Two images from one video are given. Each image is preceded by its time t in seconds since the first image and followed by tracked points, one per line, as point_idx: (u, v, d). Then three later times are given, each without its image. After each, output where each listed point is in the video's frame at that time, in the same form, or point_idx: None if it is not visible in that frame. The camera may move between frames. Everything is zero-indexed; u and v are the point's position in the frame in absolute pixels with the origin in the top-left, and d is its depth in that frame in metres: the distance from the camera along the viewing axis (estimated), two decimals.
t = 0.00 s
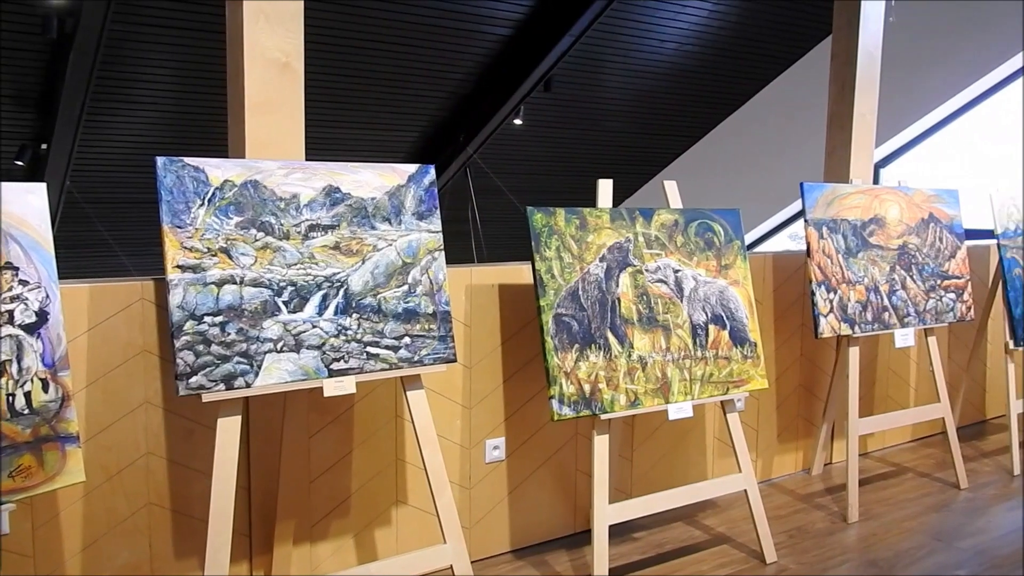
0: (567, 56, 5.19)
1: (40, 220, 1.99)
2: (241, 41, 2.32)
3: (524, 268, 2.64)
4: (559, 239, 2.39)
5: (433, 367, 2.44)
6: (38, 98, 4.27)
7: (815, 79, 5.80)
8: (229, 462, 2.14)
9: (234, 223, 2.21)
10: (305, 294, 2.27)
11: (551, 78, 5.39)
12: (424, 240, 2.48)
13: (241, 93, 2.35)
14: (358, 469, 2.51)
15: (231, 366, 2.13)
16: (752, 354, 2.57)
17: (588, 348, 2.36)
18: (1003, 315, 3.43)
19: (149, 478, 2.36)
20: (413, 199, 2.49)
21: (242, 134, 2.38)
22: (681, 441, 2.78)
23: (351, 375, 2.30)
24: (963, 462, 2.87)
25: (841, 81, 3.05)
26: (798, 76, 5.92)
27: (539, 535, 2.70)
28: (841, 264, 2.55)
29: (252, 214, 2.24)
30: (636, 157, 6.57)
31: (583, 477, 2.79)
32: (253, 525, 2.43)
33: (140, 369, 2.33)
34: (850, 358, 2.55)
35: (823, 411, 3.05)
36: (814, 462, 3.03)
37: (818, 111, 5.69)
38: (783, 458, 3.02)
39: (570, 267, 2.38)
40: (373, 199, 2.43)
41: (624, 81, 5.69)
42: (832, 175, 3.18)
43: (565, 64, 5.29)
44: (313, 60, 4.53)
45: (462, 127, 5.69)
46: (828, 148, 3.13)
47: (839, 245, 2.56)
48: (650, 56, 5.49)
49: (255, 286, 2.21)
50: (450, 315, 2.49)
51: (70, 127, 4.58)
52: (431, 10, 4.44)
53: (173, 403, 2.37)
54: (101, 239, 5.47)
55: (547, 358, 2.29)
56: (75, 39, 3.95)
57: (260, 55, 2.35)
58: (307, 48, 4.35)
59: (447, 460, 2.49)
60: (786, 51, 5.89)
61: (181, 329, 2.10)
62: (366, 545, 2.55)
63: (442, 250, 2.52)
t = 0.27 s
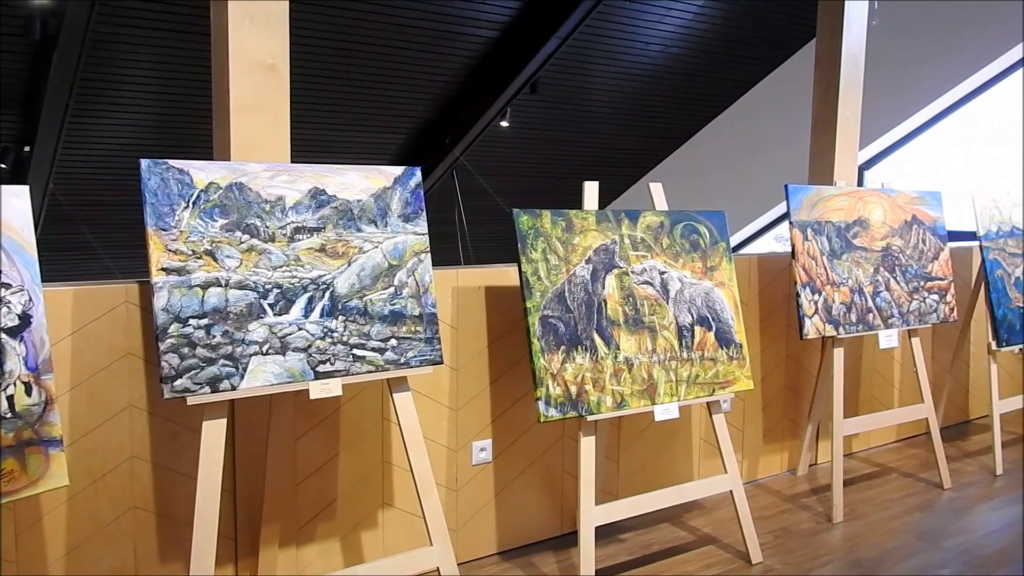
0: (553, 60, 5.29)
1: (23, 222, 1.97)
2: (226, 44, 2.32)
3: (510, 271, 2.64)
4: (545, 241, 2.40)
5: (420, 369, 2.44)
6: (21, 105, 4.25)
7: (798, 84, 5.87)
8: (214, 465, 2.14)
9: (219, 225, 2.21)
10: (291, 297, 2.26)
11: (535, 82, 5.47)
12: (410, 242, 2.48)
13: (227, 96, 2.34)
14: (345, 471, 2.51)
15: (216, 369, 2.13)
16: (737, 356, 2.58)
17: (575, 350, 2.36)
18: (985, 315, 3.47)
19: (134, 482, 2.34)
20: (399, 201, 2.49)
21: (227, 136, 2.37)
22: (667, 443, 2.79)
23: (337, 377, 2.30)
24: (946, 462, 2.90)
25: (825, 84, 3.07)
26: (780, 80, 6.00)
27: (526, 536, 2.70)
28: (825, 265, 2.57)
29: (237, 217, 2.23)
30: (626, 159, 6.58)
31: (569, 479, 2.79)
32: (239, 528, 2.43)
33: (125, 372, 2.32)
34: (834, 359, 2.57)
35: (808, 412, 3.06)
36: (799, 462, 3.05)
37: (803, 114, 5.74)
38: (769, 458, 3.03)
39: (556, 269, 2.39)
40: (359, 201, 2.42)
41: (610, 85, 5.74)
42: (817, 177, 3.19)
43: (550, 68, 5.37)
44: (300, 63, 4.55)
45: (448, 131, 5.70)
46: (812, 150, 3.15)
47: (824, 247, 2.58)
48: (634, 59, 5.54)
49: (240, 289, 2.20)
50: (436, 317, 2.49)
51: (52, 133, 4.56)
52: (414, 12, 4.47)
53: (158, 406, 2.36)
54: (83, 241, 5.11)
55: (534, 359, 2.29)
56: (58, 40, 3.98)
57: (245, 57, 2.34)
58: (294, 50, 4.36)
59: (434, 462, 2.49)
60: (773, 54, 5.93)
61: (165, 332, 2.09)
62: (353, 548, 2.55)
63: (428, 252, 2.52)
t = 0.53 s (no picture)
0: (540, 61, 5.31)
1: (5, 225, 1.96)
2: (212, 46, 2.31)
3: (496, 273, 2.65)
4: (531, 243, 2.40)
5: (406, 372, 2.44)
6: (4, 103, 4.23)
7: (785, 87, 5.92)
8: (199, 469, 2.13)
9: (204, 228, 2.20)
10: (276, 299, 2.26)
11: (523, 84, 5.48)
12: (396, 244, 2.48)
13: (212, 98, 2.34)
14: (331, 474, 2.51)
15: (202, 371, 2.11)
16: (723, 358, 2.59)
17: (561, 352, 2.36)
18: (969, 317, 3.50)
19: (118, 486, 2.33)
20: (385, 203, 2.48)
21: (212, 138, 2.36)
22: (654, 444, 2.80)
23: (323, 380, 2.29)
24: (931, 463, 2.92)
25: (810, 87, 3.08)
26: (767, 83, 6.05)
27: (513, 539, 2.70)
28: (811, 267, 2.58)
29: (222, 219, 2.23)
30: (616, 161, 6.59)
31: (556, 481, 2.80)
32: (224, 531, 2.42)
33: (109, 375, 2.31)
34: (820, 361, 2.58)
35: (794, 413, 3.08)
36: (785, 463, 3.06)
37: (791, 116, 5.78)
38: (755, 459, 3.04)
39: (543, 271, 2.39)
40: (345, 203, 2.42)
41: (598, 87, 5.77)
42: (803, 179, 3.21)
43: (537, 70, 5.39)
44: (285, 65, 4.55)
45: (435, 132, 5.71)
46: (798, 152, 3.16)
47: (809, 249, 2.59)
48: (620, 62, 5.57)
49: (225, 291, 2.19)
50: (423, 320, 2.49)
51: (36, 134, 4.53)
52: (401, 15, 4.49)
53: (142, 409, 2.35)
54: (69, 244, 5.23)
55: (520, 362, 2.29)
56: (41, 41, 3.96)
57: (231, 59, 2.33)
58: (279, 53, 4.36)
59: (420, 465, 2.49)
60: (762, 56, 5.96)
61: (150, 335, 2.08)
62: (339, 551, 2.54)
63: (415, 255, 2.52)
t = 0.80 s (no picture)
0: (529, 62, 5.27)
1: None
2: (198, 47, 2.30)
3: (483, 276, 2.65)
4: (518, 246, 2.40)
5: (393, 375, 2.43)
6: None
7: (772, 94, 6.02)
8: (183, 473, 2.11)
9: (189, 230, 2.19)
10: (262, 302, 2.25)
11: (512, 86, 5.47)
12: (383, 247, 2.47)
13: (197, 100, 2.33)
14: (316, 478, 2.50)
15: (186, 374, 2.10)
16: (710, 361, 2.60)
17: (548, 355, 2.36)
18: (953, 321, 3.52)
19: (102, 489, 2.31)
20: (371, 206, 2.48)
21: (198, 140, 2.35)
22: (641, 447, 2.81)
23: (309, 383, 2.28)
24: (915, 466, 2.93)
25: (797, 91, 3.09)
26: (756, 85, 6.07)
27: (500, 542, 2.70)
28: (797, 271, 2.59)
29: (207, 221, 2.21)
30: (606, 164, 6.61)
31: (543, 484, 2.80)
32: (209, 535, 2.41)
33: (93, 378, 2.29)
34: (806, 364, 2.58)
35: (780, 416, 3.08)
36: (771, 466, 3.07)
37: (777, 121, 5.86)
38: (741, 462, 3.05)
39: (530, 274, 2.39)
40: (331, 206, 2.41)
41: (586, 90, 5.78)
42: (790, 184, 3.22)
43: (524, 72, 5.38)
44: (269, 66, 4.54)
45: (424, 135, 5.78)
46: (785, 157, 3.17)
47: (795, 253, 2.60)
48: (608, 66, 5.58)
49: (210, 294, 2.18)
50: (409, 322, 2.49)
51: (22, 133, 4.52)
52: (388, 17, 4.48)
53: (126, 412, 2.33)
54: (53, 246, 5.24)
55: (507, 365, 2.29)
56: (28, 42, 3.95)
57: (216, 60, 2.32)
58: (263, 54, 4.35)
59: (406, 468, 2.48)
60: (750, 60, 6.00)
61: (134, 338, 2.06)
62: (325, 555, 2.53)
63: (401, 257, 2.51)
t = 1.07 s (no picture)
0: (516, 64, 5.24)
1: None
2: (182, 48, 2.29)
3: (469, 278, 2.65)
4: (504, 248, 2.40)
5: (378, 378, 2.42)
6: None
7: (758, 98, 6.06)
8: (167, 476, 2.10)
9: (173, 232, 2.17)
10: (247, 304, 2.23)
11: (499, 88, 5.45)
12: (369, 249, 2.47)
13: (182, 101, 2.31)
14: (302, 480, 2.49)
15: (170, 377, 2.08)
16: (695, 363, 2.60)
17: (534, 357, 2.36)
18: (936, 323, 3.55)
19: (84, 493, 2.28)
20: (357, 208, 2.47)
21: (182, 141, 2.34)
22: (627, 448, 2.82)
23: (294, 386, 2.26)
24: (900, 467, 2.95)
25: (782, 94, 3.11)
26: (740, 88, 6.12)
27: (486, 544, 2.70)
28: (782, 273, 2.60)
29: (192, 223, 2.20)
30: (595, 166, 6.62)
31: (530, 486, 2.80)
32: (193, 538, 2.39)
33: (76, 381, 2.26)
34: (791, 366, 2.59)
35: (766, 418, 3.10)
36: (757, 468, 3.09)
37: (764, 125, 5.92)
38: (727, 464, 3.06)
39: (516, 277, 2.39)
40: (317, 208, 2.40)
41: (575, 90, 5.79)
42: (775, 186, 3.23)
43: (512, 74, 5.37)
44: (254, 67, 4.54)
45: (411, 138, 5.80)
46: (771, 160, 3.18)
47: (780, 255, 2.61)
48: (596, 69, 5.61)
49: (194, 296, 2.16)
50: (395, 325, 2.48)
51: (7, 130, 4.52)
52: (374, 19, 4.50)
53: (110, 415, 2.30)
54: (36, 247, 5.70)
55: (493, 367, 2.28)
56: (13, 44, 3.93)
57: (201, 62, 2.31)
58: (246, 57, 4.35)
59: (392, 470, 2.48)
60: (736, 62, 6.03)
61: (117, 340, 2.04)
62: (310, 558, 2.52)
63: (387, 260, 2.51)
